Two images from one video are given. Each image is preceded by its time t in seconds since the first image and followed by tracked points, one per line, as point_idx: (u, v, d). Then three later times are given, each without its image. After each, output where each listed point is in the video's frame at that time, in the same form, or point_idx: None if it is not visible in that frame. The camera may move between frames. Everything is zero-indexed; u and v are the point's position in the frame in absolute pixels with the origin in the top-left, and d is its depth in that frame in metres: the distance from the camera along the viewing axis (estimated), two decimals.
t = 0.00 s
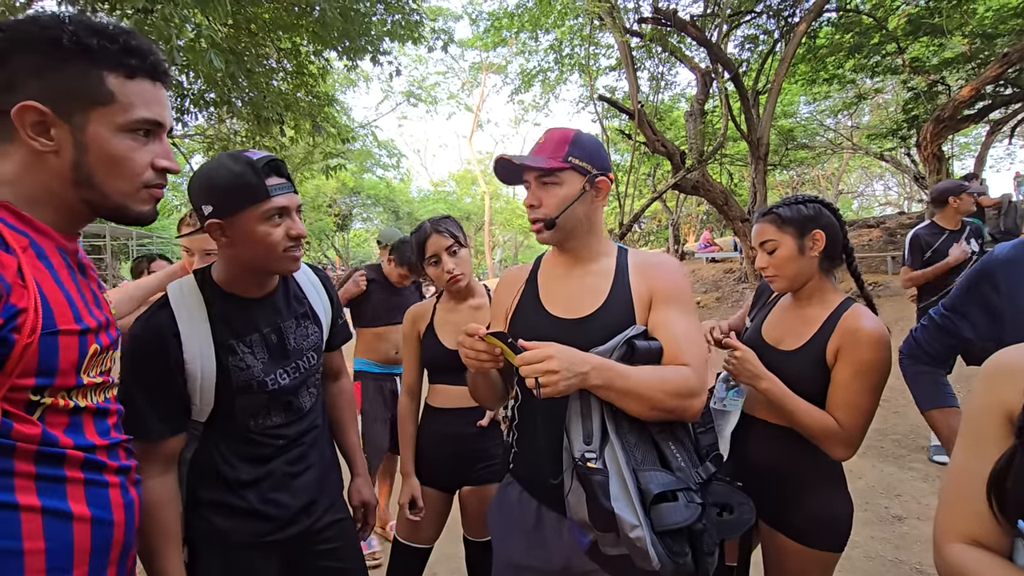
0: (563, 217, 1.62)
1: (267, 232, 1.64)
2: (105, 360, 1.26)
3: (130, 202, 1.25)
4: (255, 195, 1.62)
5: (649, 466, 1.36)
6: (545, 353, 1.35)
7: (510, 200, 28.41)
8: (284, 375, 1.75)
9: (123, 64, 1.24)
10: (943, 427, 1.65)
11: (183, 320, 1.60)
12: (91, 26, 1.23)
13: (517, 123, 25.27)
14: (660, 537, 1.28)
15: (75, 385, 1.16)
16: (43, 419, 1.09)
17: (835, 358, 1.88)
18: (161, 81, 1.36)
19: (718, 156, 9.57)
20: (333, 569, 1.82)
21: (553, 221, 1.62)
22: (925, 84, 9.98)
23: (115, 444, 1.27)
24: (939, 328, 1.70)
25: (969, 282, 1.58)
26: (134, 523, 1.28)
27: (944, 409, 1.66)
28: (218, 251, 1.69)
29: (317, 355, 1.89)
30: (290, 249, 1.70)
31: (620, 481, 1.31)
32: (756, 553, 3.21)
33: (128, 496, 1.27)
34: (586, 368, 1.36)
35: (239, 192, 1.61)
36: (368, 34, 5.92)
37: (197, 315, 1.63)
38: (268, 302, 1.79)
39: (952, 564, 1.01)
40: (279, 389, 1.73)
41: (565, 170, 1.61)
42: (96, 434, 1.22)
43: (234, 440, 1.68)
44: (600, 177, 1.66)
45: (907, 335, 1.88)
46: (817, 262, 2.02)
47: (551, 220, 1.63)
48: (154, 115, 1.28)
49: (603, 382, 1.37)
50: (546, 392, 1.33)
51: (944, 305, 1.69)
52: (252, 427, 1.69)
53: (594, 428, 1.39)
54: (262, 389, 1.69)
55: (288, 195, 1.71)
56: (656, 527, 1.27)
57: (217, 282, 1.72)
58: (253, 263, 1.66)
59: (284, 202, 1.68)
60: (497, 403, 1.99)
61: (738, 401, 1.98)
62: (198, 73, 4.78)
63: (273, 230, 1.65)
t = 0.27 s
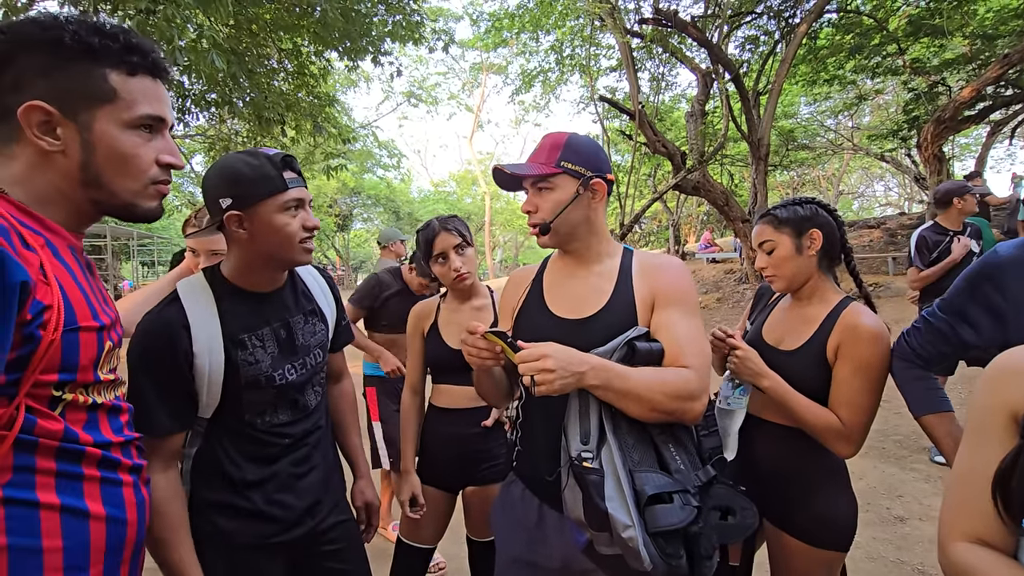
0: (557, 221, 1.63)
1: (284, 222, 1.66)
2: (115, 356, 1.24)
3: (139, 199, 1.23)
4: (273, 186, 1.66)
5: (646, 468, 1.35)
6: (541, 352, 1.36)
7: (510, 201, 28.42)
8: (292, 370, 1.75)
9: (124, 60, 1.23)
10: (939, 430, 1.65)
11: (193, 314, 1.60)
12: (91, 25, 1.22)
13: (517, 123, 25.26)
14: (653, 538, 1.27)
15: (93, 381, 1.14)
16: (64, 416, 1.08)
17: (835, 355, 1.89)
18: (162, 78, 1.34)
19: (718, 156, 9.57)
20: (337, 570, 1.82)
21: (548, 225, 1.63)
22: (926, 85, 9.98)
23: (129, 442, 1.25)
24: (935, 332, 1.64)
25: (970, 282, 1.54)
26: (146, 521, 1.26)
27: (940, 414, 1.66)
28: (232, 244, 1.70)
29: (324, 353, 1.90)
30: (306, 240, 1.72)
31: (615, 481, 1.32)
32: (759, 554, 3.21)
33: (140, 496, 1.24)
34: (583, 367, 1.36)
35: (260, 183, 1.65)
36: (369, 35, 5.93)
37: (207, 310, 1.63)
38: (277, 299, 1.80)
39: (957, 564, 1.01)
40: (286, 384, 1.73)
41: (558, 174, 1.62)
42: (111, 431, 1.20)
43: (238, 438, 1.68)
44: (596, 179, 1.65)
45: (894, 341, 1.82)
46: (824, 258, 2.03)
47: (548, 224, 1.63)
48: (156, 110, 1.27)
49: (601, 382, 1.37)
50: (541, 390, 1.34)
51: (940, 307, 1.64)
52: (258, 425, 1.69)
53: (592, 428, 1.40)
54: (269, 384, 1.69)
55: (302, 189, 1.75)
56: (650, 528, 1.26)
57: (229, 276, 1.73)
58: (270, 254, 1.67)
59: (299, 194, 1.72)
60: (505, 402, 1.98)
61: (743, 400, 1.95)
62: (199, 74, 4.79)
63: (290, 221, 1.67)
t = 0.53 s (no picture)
0: (557, 220, 1.63)
1: (286, 210, 1.67)
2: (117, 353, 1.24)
3: (133, 186, 1.21)
4: (272, 176, 1.68)
5: (645, 466, 1.35)
6: (538, 349, 1.38)
7: (510, 200, 28.41)
8: (294, 364, 1.75)
9: (108, 42, 1.20)
10: (936, 425, 1.64)
11: (198, 304, 1.60)
12: (70, 8, 1.18)
13: (517, 122, 25.24)
14: (650, 537, 1.27)
15: (99, 377, 1.14)
16: (73, 413, 1.08)
17: (834, 353, 1.89)
18: (149, 59, 1.30)
19: (718, 155, 9.56)
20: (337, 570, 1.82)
21: (548, 225, 1.63)
22: (926, 84, 9.98)
23: (135, 439, 1.25)
24: (938, 327, 1.63)
25: (973, 277, 1.53)
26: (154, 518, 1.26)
27: (937, 408, 1.64)
28: (235, 238, 1.71)
29: (325, 349, 1.89)
30: (307, 229, 1.74)
31: (613, 480, 1.32)
32: (760, 552, 3.21)
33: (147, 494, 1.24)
34: (581, 365, 1.37)
35: (260, 173, 1.67)
36: (369, 34, 5.92)
37: (211, 301, 1.63)
38: (280, 293, 1.81)
39: (963, 563, 1.01)
40: (289, 378, 1.72)
41: (558, 173, 1.61)
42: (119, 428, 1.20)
43: (238, 435, 1.67)
44: (596, 178, 1.65)
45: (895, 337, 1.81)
46: (821, 250, 2.04)
47: (548, 224, 1.64)
48: (146, 94, 1.24)
49: (600, 380, 1.38)
50: (539, 387, 1.36)
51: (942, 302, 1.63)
52: (259, 421, 1.68)
53: (590, 426, 1.40)
54: (272, 377, 1.68)
55: (300, 178, 1.77)
56: (647, 527, 1.26)
57: (232, 269, 1.74)
58: (273, 244, 1.68)
59: (297, 183, 1.74)
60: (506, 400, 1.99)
61: (742, 398, 1.96)
62: (199, 73, 4.78)
63: (291, 209, 1.68)
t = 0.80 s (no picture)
0: (553, 218, 1.63)
1: (284, 209, 1.66)
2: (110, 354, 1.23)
3: (127, 181, 1.20)
4: (269, 174, 1.67)
5: (642, 465, 1.35)
6: (535, 347, 1.37)
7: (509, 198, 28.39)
8: (293, 360, 1.74)
9: (101, 31, 1.18)
10: (933, 422, 1.64)
11: (199, 298, 1.59)
12: None
13: (516, 120, 25.20)
14: (647, 535, 1.27)
15: (91, 380, 1.13)
16: (65, 419, 1.07)
17: (830, 351, 1.88)
18: (140, 50, 1.29)
19: (717, 154, 9.55)
20: (332, 569, 1.81)
21: (545, 223, 1.63)
22: (926, 82, 9.98)
23: (131, 441, 1.24)
24: (936, 323, 1.63)
25: (972, 272, 1.53)
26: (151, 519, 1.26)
27: (934, 406, 1.64)
28: (236, 234, 1.71)
29: (323, 346, 1.89)
30: (305, 227, 1.72)
31: (610, 478, 1.31)
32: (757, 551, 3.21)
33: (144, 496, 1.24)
34: (578, 363, 1.37)
35: (259, 171, 1.66)
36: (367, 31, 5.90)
37: (212, 295, 1.61)
38: (281, 289, 1.80)
39: (962, 562, 1.01)
40: (287, 373, 1.72)
41: (553, 171, 1.61)
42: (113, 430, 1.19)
43: (236, 430, 1.66)
44: (592, 175, 1.64)
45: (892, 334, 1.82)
46: (817, 248, 2.03)
47: (544, 222, 1.64)
48: (139, 85, 1.23)
49: (596, 378, 1.38)
50: (536, 385, 1.36)
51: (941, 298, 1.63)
52: (258, 417, 1.68)
53: (588, 424, 1.39)
54: (272, 372, 1.68)
55: (298, 176, 1.75)
56: (645, 526, 1.26)
57: (233, 265, 1.73)
58: (273, 242, 1.67)
59: (296, 181, 1.73)
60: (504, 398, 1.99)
61: (737, 396, 1.97)
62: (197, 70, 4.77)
63: (290, 207, 1.67)
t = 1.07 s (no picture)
0: (551, 216, 1.62)
1: (284, 210, 1.65)
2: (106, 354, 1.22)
3: (127, 172, 1.20)
4: (272, 173, 1.65)
5: (639, 463, 1.34)
6: (532, 345, 1.37)
7: (508, 196, 28.36)
8: (291, 359, 1.73)
9: (104, 22, 1.19)
10: (930, 424, 1.65)
11: (198, 298, 1.58)
12: None
13: (515, 118, 25.18)
14: (644, 534, 1.27)
15: (91, 381, 1.13)
16: (64, 422, 1.07)
17: (827, 349, 1.88)
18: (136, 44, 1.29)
19: (717, 151, 9.54)
20: (328, 566, 1.80)
21: (542, 221, 1.62)
22: (925, 80, 9.97)
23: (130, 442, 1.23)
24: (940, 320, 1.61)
25: (978, 267, 1.50)
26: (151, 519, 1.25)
27: (934, 408, 1.65)
28: (235, 233, 1.70)
29: (320, 345, 1.87)
30: (306, 227, 1.71)
31: (607, 476, 1.31)
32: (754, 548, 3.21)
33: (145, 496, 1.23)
34: (574, 361, 1.37)
35: (260, 171, 1.65)
36: (366, 28, 5.89)
37: (211, 294, 1.61)
38: (280, 289, 1.79)
39: (958, 562, 1.00)
40: (285, 373, 1.71)
41: (549, 169, 1.61)
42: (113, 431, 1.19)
43: (232, 428, 1.65)
44: (588, 172, 1.64)
45: (893, 330, 1.79)
46: (812, 245, 2.04)
47: (541, 221, 1.63)
48: (137, 78, 1.23)
49: (593, 376, 1.37)
50: (533, 382, 1.35)
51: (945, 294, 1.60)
52: (254, 416, 1.67)
53: (584, 422, 1.39)
54: (269, 371, 1.67)
55: (302, 177, 1.74)
56: (641, 524, 1.26)
57: (233, 264, 1.72)
58: (273, 241, 1.66)
59: (298, 182, 1.72)
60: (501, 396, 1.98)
61: (730, 396, 1.97)
62: (194, 67, 4.76)
63: (290, 208, 1.66)
